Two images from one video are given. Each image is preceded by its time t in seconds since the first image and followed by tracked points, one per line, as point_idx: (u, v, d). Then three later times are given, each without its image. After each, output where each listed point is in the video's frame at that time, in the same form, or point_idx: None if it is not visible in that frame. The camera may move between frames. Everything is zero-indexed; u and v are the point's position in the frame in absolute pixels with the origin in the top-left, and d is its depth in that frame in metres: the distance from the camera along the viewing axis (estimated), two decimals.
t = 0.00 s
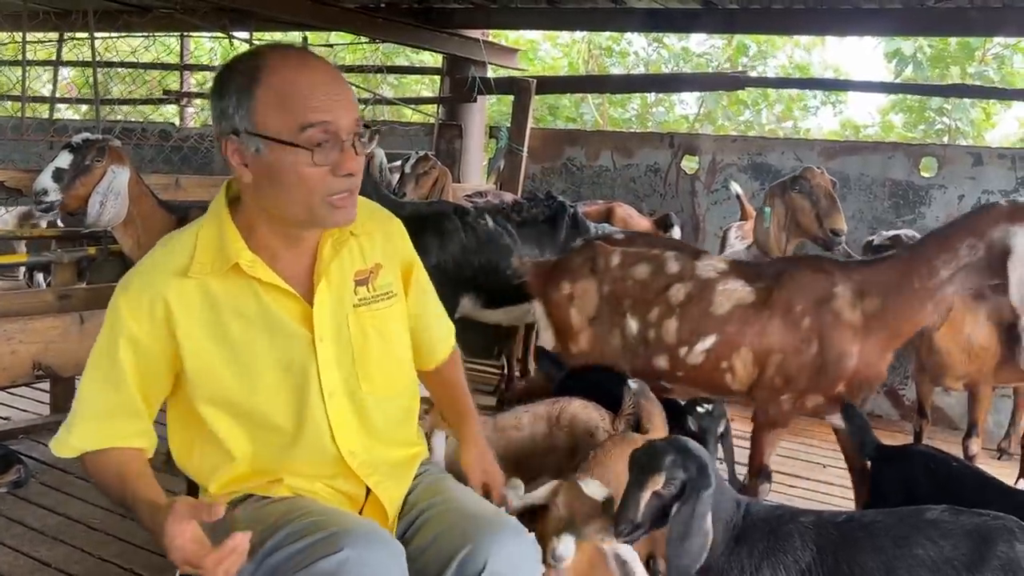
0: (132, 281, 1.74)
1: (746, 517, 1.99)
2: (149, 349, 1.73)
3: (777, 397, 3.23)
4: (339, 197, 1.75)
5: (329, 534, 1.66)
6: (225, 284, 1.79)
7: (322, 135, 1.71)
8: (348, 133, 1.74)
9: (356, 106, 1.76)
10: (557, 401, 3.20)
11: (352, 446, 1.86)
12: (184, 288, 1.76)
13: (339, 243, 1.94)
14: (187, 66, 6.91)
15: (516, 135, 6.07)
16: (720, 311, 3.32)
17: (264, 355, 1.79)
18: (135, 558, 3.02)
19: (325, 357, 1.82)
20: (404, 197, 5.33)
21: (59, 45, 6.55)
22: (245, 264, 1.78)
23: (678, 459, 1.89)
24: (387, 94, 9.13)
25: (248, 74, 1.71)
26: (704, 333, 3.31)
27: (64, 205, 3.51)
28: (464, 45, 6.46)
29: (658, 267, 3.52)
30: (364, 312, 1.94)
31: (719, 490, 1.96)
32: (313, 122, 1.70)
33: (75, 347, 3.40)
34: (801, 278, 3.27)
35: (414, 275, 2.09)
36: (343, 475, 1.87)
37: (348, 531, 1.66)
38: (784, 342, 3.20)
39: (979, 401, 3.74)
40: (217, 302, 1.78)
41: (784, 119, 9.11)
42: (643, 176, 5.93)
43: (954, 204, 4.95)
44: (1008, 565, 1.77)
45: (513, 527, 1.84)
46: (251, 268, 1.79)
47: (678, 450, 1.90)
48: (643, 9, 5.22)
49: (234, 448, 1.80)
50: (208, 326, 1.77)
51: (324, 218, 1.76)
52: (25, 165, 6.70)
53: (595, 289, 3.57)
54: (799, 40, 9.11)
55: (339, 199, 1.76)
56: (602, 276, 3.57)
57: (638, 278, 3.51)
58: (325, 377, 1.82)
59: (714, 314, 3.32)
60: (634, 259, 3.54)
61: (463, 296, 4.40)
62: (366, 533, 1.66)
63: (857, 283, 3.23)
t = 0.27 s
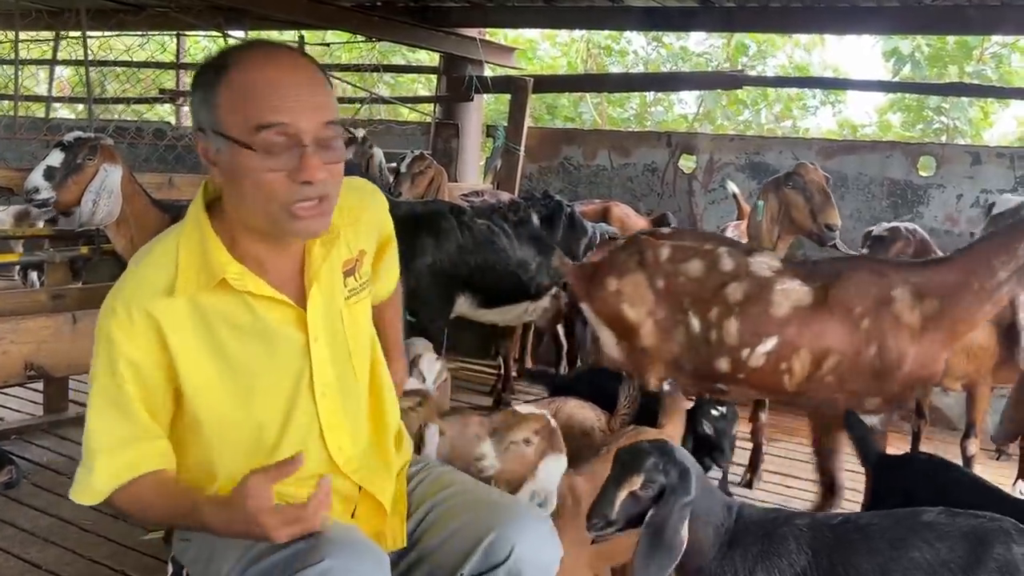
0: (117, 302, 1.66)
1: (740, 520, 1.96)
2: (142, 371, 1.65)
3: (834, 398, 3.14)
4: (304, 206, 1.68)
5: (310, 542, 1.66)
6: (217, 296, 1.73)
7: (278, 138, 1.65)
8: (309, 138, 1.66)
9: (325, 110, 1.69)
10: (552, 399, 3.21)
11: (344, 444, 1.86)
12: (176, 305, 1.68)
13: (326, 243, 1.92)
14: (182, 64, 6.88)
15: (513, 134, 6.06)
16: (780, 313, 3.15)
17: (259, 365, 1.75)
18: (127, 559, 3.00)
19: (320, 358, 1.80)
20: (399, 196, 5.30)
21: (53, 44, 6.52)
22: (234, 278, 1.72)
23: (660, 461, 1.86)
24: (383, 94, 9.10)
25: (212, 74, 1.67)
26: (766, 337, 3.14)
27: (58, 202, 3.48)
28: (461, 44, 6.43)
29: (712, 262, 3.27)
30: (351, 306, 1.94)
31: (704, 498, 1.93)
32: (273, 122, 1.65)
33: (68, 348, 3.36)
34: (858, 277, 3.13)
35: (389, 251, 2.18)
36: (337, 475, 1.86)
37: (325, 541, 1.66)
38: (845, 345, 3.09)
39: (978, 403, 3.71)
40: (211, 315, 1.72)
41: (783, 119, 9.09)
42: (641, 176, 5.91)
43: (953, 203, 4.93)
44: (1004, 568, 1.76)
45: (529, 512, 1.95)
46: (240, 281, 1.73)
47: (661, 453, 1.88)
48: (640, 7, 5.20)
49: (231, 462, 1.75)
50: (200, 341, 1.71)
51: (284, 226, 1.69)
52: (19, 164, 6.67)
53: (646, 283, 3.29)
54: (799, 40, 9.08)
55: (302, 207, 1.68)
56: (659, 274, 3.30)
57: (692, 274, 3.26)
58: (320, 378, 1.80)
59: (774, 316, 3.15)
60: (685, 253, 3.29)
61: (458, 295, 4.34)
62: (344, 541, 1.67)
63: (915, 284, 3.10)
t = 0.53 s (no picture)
0: (101, 319, 1.58)
1: (731, 525, 1.94)
2: (128, 392, 1.59)
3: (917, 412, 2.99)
4: (261, 221, 1.58)
5: (311, 553, 1.63)
6: (209, 315, 1.65)
7: (229, 147, 1.54)
8: (261, 149, 1.55)
9: (287, 118, 1.57)
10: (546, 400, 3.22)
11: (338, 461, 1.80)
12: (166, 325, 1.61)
13: (321, 255, 1.85)
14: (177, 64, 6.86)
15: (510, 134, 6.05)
16: (855, 326, 3.01)
17: (251, 385, 1.69)
18: (119, 562, 2.97)
19: (314, 377, 1.73)
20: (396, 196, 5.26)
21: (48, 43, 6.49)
22: (223, 298, 1.65)
23: (636, 471, 1.77)
24: (380, 93, 9.08)
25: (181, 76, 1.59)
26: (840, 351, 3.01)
27: (50, 202, 3.45)
28: (458, 43, 6.40)
29: (771, 269, 3.19)
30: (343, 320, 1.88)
31: (687, 506, 1.88)
32: (221, 129, 1.53)
33: (60, 349, 3.33)
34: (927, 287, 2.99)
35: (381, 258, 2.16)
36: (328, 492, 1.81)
37: (327, 550, 1.62)
38: (927, 357, 2.93)
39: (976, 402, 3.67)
40: (202, 334, 1.65)
41: (782, 119, 9.07)
42: (638, 175, 5.88)
43: (951, 203, 4.92)
44: (1001, 571, 1.73)
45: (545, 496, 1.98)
46: (230, 299, 1.66)
47: (638, 461, 1.79)
48: (637, 6, 5.17)
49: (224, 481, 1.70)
50: (190, 360, 1.64)
51: (241, 242, 1.60)
52: (14, 164, 6.64)
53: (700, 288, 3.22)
54: (798, 39, 9.04)
55: (259, 223, 1.59)
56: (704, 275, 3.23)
57: (751, 279, 3.17)
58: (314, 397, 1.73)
59: (847, 329, 3.01)
60: (744, 258, 3.20)
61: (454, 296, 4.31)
62: (345, 548, 1.65)
63: (987, 288, 2.96)
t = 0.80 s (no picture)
0: (102, 327, 1.56)
1: (727, 528, 1.93)
2: (130, 401, 1.57)
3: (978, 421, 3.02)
4: (259, 229, 1.59)
5: (309, 560, 1.63)
6: (210, 322, 1.64)
7: (230, 155, 1.56)
8: (262, 158, 1.57)
9: (288, 127, 1.58)
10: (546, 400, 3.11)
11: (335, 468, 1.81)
12: (167, 332, 1.60)
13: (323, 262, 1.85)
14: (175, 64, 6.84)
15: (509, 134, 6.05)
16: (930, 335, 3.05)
17: (253, 393, 1.68)
18: (115, 564, 2.97)
19: (315, 385, 1.73)
20: (397, 198, 5.23)
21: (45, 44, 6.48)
22: (228, 307, 1.64)
23: (624, 481, 1.81)
24: (379, 93, 9.06)
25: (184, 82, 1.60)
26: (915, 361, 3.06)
27: (45, 204, 3.38)
28: (457, 44, 6.39)
29: (842, 274, 3.18)
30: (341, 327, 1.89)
31: (681, 511, 1.90)
32: (222, 136, 1.55)
33: (57, 351, 3.31)
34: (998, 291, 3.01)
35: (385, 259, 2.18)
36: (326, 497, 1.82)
37: (327, 556, 1.63)
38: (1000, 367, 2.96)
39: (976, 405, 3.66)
40: (203, 341, 1.63)
41: (782, 120, 9.05)
42: (637, 176, 5.87)
43: (949, 204, 4.92)
44: None
45: (543, 492, 2.02)
46: (235, 307, 1.65)
47: (625, 471, 1.83)
48: (635, 6, 5.15)
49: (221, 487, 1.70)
50: (192, 369, 1.63)
51: (241, 249, 1.60)
52: (12, 164, 6.63)
53: (763, 290, 3.23)
54: (798, 40, 9.01)
55: (256, 229, 1.59)
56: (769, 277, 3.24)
57: (819, 283, 3.18)
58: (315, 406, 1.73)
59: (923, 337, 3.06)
60: (811, 261, 3.20)
61: (451, 296, 4.29)
62: (344, 554, 1.65)
63: None
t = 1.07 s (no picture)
0: (103, 311, 1.61)
1: (724, 527, 1.94)
2: (131, 383, 1.61)
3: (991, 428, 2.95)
4: (261, 210, 1.66)
5: (310, 556, 1.64)
6: (208, 308, 1.69)
7: (231, 138, 1.64)
8: (264, 141, 1.65)
9: (288, 112, 1.66)
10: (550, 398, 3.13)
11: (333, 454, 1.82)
12: (166, 317, 1.65)
13: (317, 250, 1.88)
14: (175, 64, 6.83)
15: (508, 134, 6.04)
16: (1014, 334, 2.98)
17: (250, 377, 1.71)
18: (113, 564, 2.96)
19: (311, 370, 1.76)
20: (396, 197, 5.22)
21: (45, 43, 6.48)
22: (225, 290, 1.69)
23: (618, 477, 1.89)
24: (379, 93, 9.06)
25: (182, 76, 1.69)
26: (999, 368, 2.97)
27: (45, 202, 3.40)
28: (456, 43, 6.38)
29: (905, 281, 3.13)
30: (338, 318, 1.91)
31: (677, 510, 1.93)
32: (224, 121, 1.63)
33: (55, 351, 3.31)
34: None
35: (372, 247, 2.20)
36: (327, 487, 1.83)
37: (330, 552, 1.64)
38: None
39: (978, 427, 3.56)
40: (202, 326, 1.68)
41: (783, 120, 9.05)
42: (636, 176, 5.86)
43: (948, 203, 4.96)
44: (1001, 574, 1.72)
45: (534, 487, 2.03)
46: (231, 291, 1.70)
47: (619, 467, 1.91)
48: (634, 6, 5.15)
49: (222, 474, 1.72)
50: (190, 353, 1.67)
51: (245, 231, 1.67)
52: (10, 164, 6.62)
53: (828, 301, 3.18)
54: (798, 40, 9.01)
55: (258, 211, 1.66)
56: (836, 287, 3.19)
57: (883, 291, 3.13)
58: (311, 390, 1.77)
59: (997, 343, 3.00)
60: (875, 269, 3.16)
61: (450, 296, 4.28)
62: (346, 550, 1.66)
63: None
